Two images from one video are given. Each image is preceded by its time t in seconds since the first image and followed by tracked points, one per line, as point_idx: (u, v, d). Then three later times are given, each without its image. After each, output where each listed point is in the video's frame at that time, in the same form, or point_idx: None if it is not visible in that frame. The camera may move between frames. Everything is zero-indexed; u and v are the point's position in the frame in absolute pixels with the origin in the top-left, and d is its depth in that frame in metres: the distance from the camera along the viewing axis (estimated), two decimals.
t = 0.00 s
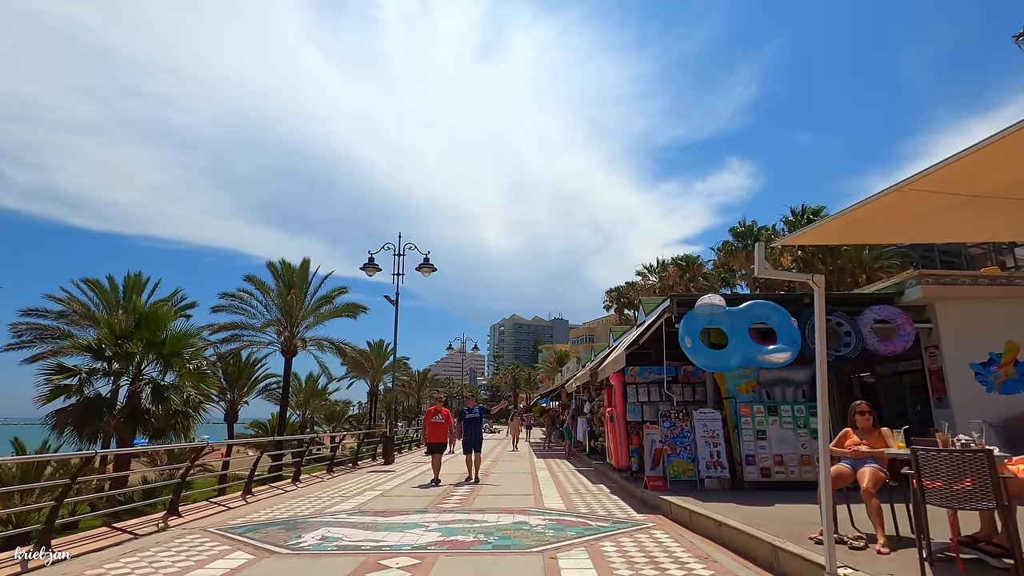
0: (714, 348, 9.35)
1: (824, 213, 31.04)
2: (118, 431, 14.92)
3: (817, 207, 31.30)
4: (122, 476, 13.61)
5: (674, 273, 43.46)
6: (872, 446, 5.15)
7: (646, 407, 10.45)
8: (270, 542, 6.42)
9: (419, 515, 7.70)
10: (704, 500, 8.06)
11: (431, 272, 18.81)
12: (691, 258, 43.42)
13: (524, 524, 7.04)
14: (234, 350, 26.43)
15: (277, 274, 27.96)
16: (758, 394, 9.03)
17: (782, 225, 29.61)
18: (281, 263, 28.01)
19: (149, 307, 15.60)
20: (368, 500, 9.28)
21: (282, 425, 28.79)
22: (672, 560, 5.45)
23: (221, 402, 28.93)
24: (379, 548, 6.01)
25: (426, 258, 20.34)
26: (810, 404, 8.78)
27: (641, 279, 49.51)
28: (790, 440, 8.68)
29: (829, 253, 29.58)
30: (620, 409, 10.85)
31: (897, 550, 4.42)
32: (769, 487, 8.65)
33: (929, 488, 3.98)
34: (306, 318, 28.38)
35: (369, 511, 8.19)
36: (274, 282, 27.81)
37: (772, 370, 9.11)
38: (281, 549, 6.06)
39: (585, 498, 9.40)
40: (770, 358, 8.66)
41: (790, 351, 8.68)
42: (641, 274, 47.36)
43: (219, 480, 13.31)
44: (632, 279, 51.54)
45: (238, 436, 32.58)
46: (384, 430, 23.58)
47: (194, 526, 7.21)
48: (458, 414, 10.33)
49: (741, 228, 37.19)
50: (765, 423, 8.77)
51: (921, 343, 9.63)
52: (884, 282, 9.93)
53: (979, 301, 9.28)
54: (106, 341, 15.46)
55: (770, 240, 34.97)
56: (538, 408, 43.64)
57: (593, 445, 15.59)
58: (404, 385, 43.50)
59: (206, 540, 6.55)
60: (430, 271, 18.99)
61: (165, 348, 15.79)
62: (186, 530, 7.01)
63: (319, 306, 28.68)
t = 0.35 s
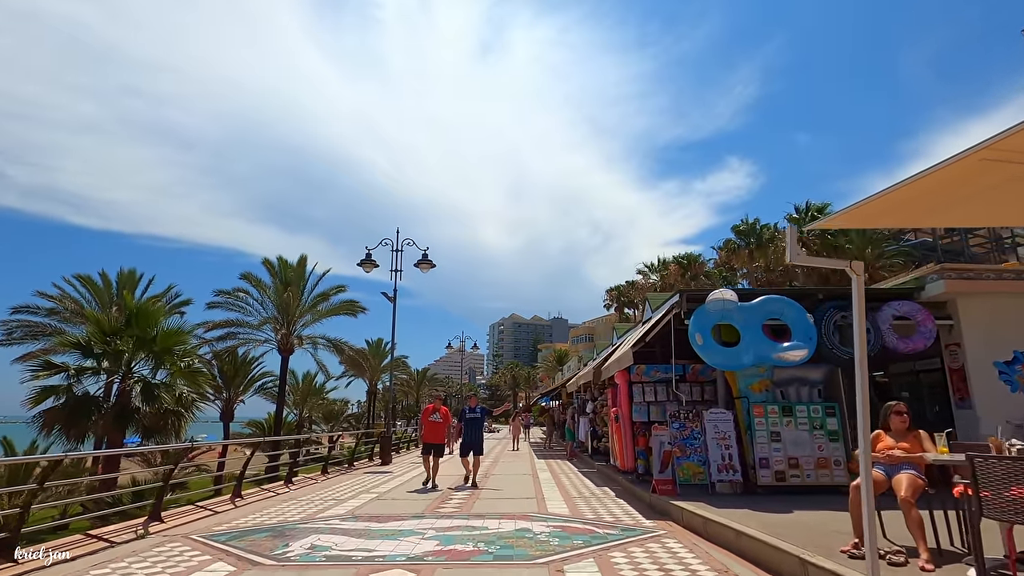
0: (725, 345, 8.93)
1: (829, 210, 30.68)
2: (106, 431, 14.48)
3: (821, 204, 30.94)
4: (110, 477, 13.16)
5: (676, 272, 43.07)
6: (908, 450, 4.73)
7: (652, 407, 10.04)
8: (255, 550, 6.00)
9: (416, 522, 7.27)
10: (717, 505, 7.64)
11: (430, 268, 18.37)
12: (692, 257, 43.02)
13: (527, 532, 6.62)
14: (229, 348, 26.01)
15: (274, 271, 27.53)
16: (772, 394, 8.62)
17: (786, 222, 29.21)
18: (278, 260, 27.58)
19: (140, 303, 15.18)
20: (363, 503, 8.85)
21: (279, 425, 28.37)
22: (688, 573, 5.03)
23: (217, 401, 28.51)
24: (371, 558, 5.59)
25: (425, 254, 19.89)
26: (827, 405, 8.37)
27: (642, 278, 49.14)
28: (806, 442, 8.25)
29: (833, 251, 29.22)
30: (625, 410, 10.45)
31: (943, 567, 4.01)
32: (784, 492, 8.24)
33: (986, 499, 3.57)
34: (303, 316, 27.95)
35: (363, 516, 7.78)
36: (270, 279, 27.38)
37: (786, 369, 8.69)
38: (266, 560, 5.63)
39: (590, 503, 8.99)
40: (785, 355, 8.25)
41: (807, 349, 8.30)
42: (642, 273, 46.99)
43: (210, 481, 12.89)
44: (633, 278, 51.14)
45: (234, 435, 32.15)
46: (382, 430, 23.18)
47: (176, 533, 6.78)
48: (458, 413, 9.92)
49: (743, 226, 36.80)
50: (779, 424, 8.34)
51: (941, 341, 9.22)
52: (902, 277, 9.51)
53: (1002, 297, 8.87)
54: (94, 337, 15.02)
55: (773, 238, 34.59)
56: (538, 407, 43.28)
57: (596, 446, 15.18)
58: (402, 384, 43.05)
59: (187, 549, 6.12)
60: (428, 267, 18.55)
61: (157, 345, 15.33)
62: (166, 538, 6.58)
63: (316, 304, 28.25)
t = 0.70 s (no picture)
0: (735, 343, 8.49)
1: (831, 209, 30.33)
2: (91, 432, 14.01)
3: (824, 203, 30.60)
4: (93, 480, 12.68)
5: (675, 271, 42.65)
6: (947, 457, 4.31)
7: (658, 408, 9.64)
8: (233, 563, 5.53)
9: (409, 531, 6.83)
10: (729, 513, 7.20)
11: (427, 266, 17.93)
12: (692, 256, 42.62)
13: (527, 543, 6.17)
14: (222, 347, 25.54)
15: (268, 270, 27.08)
16: (784, 394, 8.20)
17: (789, 221, 28.84)
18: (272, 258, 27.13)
19: (127, 299, 14.72)
20: (354, 510, 8.40)
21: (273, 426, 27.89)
22: None
23: (210, 401, 28.02)
24: (359, 573, 5.14)
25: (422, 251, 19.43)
26: (844, 407, 7.95)
27: (641, 277, 48.78)
28: (822, 446, 7.84)
29: (836, 250, 28.85)
30: (629, 411, 10.02)
31: None
32: (799, 498, 7.81)
33: None
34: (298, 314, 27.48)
35: (353, 524, 7.33)
36: (265, 277, 26.91)
37: (800, 368, 8.26)
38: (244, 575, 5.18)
39: (593, 509, 8.56)
40: (800, 353, 7.85)
41: (823, 346, 7.92)
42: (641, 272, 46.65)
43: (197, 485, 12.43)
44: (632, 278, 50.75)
45: (228, 436, 31.66)
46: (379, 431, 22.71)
47: (151, 545, 6.33)
48: (454, 414, 9.48)
49: (744, 225, 36.44)
50: (793, 426, 7.92)
51: (960, 340, 8.81)
52: (920, 273, 9.10)
53: None
54: (80, 336, 14.56)
55: (775, 237, 34.24)
56: (536, 408, 43.01)
57: (597, 448, 14.75)
58: (399, 384, 42.56)
59: (161, 562, 5.68)
60: (425, 265, 18.11)
61: (144, 344, 14.85)
62: (140, 550, 6.13)
63: (311, 303, 27.79)
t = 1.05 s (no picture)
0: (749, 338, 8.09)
1: (835, 206, 29.96)
2: (78, 432, 13.56)
3: (827, 200, 30.24)
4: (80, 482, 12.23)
5: (676, 270, 42.23)
6: (999, 458, 3.96)
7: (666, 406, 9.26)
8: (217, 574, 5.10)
9: (407, 536, 6.41)
10: (746, 517, 6.79)
11: (425, 262, 17.49)
12: (693, 255, 42.21)
13: (534, 550, 5.75)
14: (217, 346, 25.07)
15: (264, 267, 26.63)
16: (801, 391, 7.79)
17: (792, 218, 28.44)
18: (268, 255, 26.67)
19: (116, 295, 14.27)
20: (349, 514, 7.97)
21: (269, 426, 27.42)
22: None
23: (205, 401, 27.55)
24: None
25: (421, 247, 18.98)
26: (865, 405, 7.56)
27: (641, 276, 48.40)
28: (842, 446, 7.44)
29: (839, 248, 28.46)
30: (637, 409, 9.62)
31: None
32: (817, 500, 7.42)
33: None
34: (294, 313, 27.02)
35: (348, 529, 6.90)
36: (261, 275, 26.46)
37: (818, 364, 7.86)
38: None
39: (601, 513, 8.16)
40: (819, 348, 7.44)
41: (843, 341, 7.55)
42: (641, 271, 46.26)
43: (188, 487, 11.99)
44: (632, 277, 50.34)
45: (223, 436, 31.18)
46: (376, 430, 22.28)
47: (130, 553, 5.89)
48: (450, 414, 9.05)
49: (745, 222, 36.07)
50: (811, 425, 7.51)
51: (983, 335, 8.42)
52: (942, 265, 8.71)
53: None
54: (67, 333, 14.11)
55: (777, 235, 33.88)
56: (535, 408, 42.63)
57: (600, 448, 14.35)
58: (397, 384, 42.09)
59: (139, 572, 5.24)
60: (424, 261, 17.65)
61: (134, 341, 14.40)
62: (118, 558, 5.69)
63: (308, 301, 27.35)
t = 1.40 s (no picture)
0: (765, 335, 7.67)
1: (838, 204, 29.58)
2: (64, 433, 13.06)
3: (831, 197, 29.86)
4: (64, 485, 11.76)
5: (675, 268, 41.82)
6: None
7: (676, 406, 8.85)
8: None
9: (404, 547, 5.96)
10: (767, 525, 6.36)
11: (423, 258, 17.03)
12: (693, 253, 41.80)
13: (541, 563, 5.30)
14: (210, 344, 24.56)
15: (259, 264, 26.14)
16: (821, 391, 7.36)
17: (795, 216, 28.03)
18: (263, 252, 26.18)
19: (103, 291, 13.73)
20: (343, 521, 7.51)
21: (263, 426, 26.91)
22: None
23: (198, 400, 27.04)
24: None
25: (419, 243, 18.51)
26: (890, 406, 7.13)
27: (640, 275, 48.00)
28: (865, 449, 7.02)
29: (842, 246, 28.06)
30: (645, 409, 9.18)
31: None
32: (839, 507, 6.99)
33: None
34: (289, 311, 26.52)
35: (341, 538, 6.45)
36: (255, 272, 25.97)
37: (839, 362, 7.42)
38: None
39: (609, 519, 7.72)
40: (841, 345, 7.02)
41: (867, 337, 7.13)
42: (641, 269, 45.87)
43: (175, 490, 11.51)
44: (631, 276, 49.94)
45: (218, 436, 30.67)
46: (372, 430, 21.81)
47: (103, 565, 5.43)
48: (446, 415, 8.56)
49: (746, 220, 35.71)
50: (833, 427, 7.08)
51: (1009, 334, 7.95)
52: (968, 259, 8.26)
53: None
54: (52, 330, 13.59)
55: (778, 233, 33.49)
56: (533, 407, 42.22)
57: (603, 449, 13.91)
58: (395, 383, 41.61)
59: None
60: (422, 257, 17.18)
61: (123, 338, 13.92)
62: (90, 572, 5.24)
63: (303, 299, 26.86)
